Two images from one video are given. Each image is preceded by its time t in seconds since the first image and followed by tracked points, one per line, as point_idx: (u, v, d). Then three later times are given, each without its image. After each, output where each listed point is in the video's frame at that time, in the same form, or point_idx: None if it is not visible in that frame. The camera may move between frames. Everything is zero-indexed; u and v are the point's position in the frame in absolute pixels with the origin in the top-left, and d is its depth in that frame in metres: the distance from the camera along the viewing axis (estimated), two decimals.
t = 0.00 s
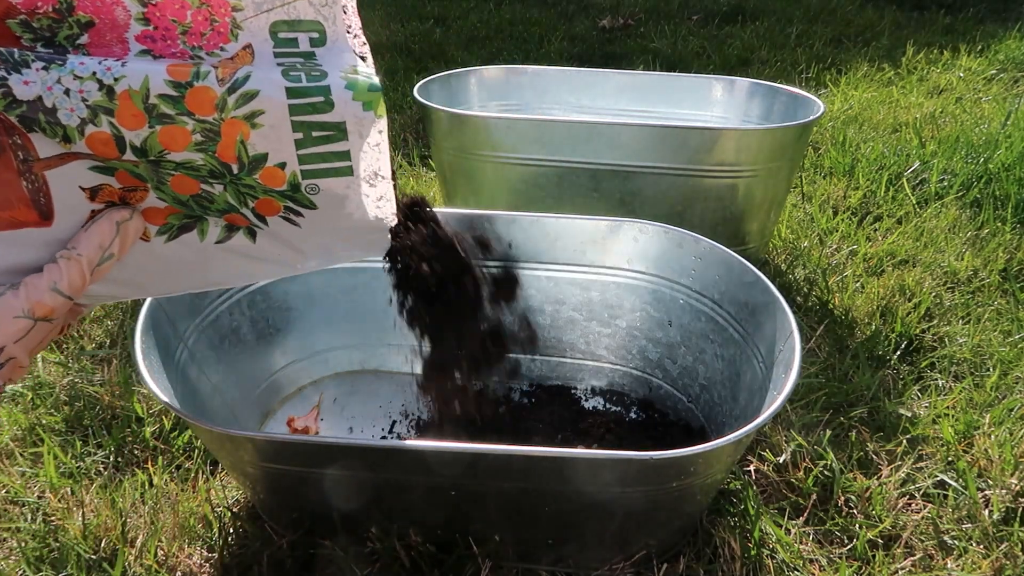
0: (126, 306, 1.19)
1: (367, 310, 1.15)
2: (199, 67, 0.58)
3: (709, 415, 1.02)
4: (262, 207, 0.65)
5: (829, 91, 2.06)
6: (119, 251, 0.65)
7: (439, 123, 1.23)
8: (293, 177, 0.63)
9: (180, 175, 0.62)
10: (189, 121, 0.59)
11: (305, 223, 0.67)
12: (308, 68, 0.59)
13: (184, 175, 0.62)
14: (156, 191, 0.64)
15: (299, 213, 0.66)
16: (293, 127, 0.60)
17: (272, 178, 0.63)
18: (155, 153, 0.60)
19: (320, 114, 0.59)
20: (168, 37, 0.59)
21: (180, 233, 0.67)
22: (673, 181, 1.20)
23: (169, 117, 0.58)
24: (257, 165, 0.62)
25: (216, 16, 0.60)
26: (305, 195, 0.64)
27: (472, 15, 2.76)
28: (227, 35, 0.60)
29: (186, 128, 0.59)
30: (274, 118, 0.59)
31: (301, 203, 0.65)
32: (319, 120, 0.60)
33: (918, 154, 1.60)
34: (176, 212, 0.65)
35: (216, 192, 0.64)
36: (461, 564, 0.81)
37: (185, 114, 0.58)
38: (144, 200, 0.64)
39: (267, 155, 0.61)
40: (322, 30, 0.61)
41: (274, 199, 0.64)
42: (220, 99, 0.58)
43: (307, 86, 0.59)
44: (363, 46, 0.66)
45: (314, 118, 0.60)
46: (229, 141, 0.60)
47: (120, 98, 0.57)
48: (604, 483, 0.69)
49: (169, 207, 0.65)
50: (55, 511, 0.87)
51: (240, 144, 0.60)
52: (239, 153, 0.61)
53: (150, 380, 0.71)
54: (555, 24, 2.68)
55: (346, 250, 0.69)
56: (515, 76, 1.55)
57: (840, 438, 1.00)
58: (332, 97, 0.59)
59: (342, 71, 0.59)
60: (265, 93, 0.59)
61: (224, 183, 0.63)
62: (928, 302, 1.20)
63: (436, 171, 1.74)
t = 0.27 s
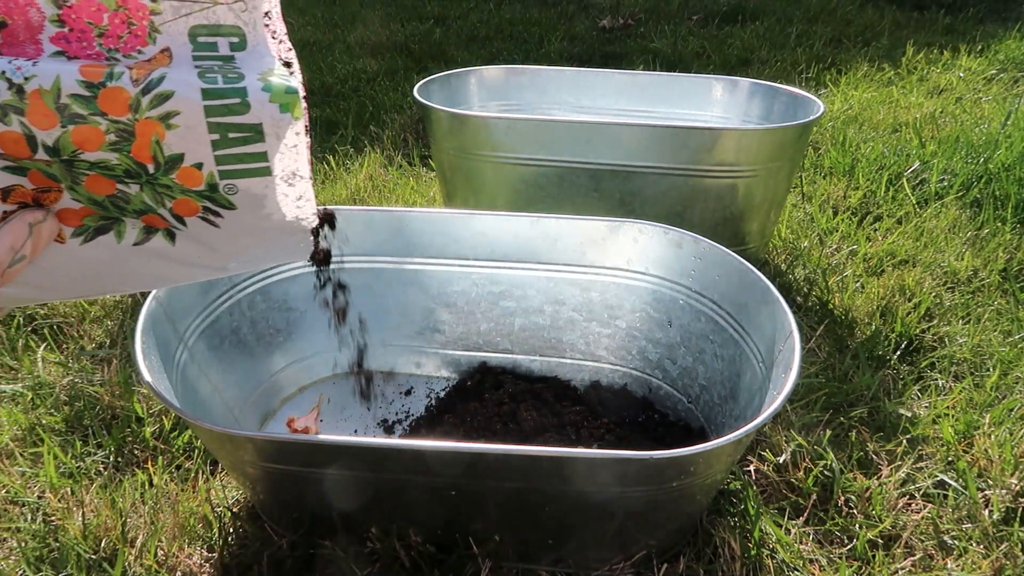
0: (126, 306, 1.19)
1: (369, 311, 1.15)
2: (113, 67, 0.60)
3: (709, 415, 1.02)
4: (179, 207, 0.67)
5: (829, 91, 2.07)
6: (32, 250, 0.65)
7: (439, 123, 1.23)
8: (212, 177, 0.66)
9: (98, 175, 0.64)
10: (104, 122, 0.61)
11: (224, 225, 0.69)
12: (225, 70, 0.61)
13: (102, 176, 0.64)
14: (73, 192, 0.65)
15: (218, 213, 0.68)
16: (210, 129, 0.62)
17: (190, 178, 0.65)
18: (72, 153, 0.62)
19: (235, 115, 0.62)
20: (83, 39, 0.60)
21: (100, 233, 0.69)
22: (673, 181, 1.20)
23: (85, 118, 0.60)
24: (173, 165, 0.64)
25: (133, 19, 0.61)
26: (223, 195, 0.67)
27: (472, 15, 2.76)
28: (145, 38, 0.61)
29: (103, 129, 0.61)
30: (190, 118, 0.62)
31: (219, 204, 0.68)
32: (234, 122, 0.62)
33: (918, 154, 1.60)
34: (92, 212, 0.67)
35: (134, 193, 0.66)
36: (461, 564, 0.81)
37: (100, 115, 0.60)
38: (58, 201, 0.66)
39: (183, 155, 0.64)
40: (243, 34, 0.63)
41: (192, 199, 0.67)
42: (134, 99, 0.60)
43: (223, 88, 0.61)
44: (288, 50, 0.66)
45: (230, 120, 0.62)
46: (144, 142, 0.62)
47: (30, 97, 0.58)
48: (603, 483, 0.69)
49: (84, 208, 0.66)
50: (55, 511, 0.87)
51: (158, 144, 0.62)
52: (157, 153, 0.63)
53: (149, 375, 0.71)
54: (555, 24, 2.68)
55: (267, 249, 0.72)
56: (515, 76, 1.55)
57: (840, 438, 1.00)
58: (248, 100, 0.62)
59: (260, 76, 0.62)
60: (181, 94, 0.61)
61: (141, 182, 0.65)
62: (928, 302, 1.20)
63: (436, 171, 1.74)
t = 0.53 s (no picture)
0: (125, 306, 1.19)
1: (369, 311, 1.15)
2: (107, 92, 0.60)
3: (709, 415, 1.02)
4: (171, 227, 0.67)
5: (829, 91, 2.07)
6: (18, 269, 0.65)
7: (439, 124, 1.23)
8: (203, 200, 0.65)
9: (88, 196, 0.64)
10: (95, 144, 0.61)
11: (213, 242, 0.69)
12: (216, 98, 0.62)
13: (92, 197, 0.64)
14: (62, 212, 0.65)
15: (207, 232, 0.68)
16: (202, 153, 0.62)
17: (182, 200, 0.65)
18: (63, 174, 0.62)
19: (227, 141, 0.62)
20: (76, 63, 0.61)
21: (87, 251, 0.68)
22: (673, 181, 1.20)
23: (76, 141, 0.60)
24: (164, 187, 0.64)
25: (125, 45, 0.62)
26: (213, 215, 0.66)
27: (472, 15, 2.76)
28: (135, 64, 0.63)
29: (93, 151, 0.61)
30: (182, 142, 0.62)
31: (209, 224, 0.67)
32: (225, 147, 0.62)
33: (918, 155, 1.60)
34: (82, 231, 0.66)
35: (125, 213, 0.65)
36: (461, 565, 0.81)
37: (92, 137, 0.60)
38: (48, 220, 0.65)
39: (174, 178, 0.63)
40: (232, 62, 0.64)
41: (184, 220, 0.66)
42: (127, 124, 0.60)
43: (214, 114, 0.61)
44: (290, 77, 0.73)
45: (221, 145, 0.62)
46: (137, 164, 0.62)
47: (24, 120, 0.58)
48: (603, 483, 0.69)
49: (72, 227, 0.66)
50: (55, 511, 0.87)
51: (150, 167, 0.62)
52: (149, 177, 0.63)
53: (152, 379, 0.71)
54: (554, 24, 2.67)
55: (254, 269, 0.72)
56: (515, 76, 1.55)
57: (840, 438, 1.00)
58: (240, 125, 0.62)
59: (249, 103, 0.63)
60: (173, 119, 0.61)
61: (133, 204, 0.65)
62: (928, 302, 1.20)
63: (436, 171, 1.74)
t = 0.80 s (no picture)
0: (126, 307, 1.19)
1: (369, 312, 1.15)
2: (131, 105, 0.61)
3: (709, 415, 1.02)
4: (176, 244, 0.65)
5: (829, 91, 2.07)
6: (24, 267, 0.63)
7: (439, 124, 1.23)
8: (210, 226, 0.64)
9: (96, 203, 0.62)
10: (112, 155, 0.60)
11: (218, 263, 0.67)
12: (240, 120, 0.63)
13: (100, 204, 0.62)
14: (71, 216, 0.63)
15: (212, 253, 0.66)
16: (220, 175, 0.62)
17: (191, 222, 0.64)
18: (76, 181, 0.61)
19: (249, 166, 0.63)
20: (100, 65, 0.62)
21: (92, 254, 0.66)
22: (672, 181, 1.20)
23: (92, 149, 0.60)
24: (176, 206, 0.63)
25: (151, 49, 0.63)
26: (221, 239, 0.65)
27: (472, 15, 2.76)
28: (161, 69, 0.63)
29: (110, 162, 0.61)
30: (200, 163, 0.62)
31: (215, 246, 0.66)
32: (244, 171, 0.63)
33: (918, 155, 1.60)
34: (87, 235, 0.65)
35: (132, 226, 0.64)
36: (460, 564, 0.81)
37: (111, 148, 0.60)
38: (56, 221, 0.63)
39: (186, 199, 0.63)
40: (256, 73, 0.65)
41: (191, 239, 0.65)
42: (149, 140, 0.61)
43: (236, 138, 0.62)
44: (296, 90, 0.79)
45: (241, 169, 0.62)
46: (149, 181, 0.61)
47: (45, 126, 0.59)
48: (603, 483, 0.69)
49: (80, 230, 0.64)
50: (55, 511, 0.87)
51: (163, 185, 0.62)
52: (160, 196, 0.62)
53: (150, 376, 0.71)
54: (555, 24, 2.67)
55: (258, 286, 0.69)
56: (515, 76, 1.55)
57: (840, 438, 1.00)
58: (260, 152, 0.63)
59: (271, 125, 0.63)
60: (194, 139, 0.61)
61: (141, 219, 0.64)
62: (928, 302, 1.20)
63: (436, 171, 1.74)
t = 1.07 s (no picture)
0: (126, 307, 1.19)
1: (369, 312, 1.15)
2: (90, 74, 0.61)
3: (709, 416, 1.02)
4: (145, 216, 0.67)
5: (829, 91, 2.07)
6: None
7: (439, 124, 1.23)
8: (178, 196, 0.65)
9: (61, 177, 0.64)
10: (74, 127, 0.62)
11: (190, 234, 0.68)
12: (203, 85, 0.63)
13: (65, 179, 0.64)
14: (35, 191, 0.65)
15: (184, 224, 0.67)
16: (184, 142, 0.63)
17: (159, 192, 0.65)
18: (39, 154, 0.62)
19: (213, 130, 0.63)
20: (57, 35, 0.62)
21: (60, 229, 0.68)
22: (673, 181, 1.20)
23: (55, 122, 0.61)
24: (142, 177, 0.64)
25: (108, 17, 0.63)
26: (190, 211, 0.66)
27: (472, 15, 2.76)
28: (119, 36, 0.63)
29: (71, 133, 0.62)
30: (164, 130, 0.63)
31: (185, 216, 0.67)
32: (210, 137, 0.63)
33: (918, 155, 1.60)
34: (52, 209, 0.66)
35: (99, 199, 0.65)
36: (461, 564, 0.81)
37: (72, 121, 0.61)
38: (21, 198, 0.65)
39: (151, 167, 0.64)
40: (218, 37, 0.65)
41: (159, 210, 0.66)
42: (110, 107, 0.61)
43: (199, 103, 0.63)
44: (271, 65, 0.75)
45: (208, 134, 0.63)
46: (115, 151, 0.63)
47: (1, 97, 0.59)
48: (603, 483, 0.69)
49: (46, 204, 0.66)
50: (55, 511, 0.87)
51: (128, 155, 0.63)
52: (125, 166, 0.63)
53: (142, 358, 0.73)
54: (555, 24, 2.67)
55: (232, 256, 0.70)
56: (515, 76, 1.55)
57: (840, 438, 1.00)
58: (224, 117, 0.63)
59: (234, 89, 0.64)
60: (156, 105, 0.62)
61: (107, 191, 0.65)
62: (928, 302, 1.20)
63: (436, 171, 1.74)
